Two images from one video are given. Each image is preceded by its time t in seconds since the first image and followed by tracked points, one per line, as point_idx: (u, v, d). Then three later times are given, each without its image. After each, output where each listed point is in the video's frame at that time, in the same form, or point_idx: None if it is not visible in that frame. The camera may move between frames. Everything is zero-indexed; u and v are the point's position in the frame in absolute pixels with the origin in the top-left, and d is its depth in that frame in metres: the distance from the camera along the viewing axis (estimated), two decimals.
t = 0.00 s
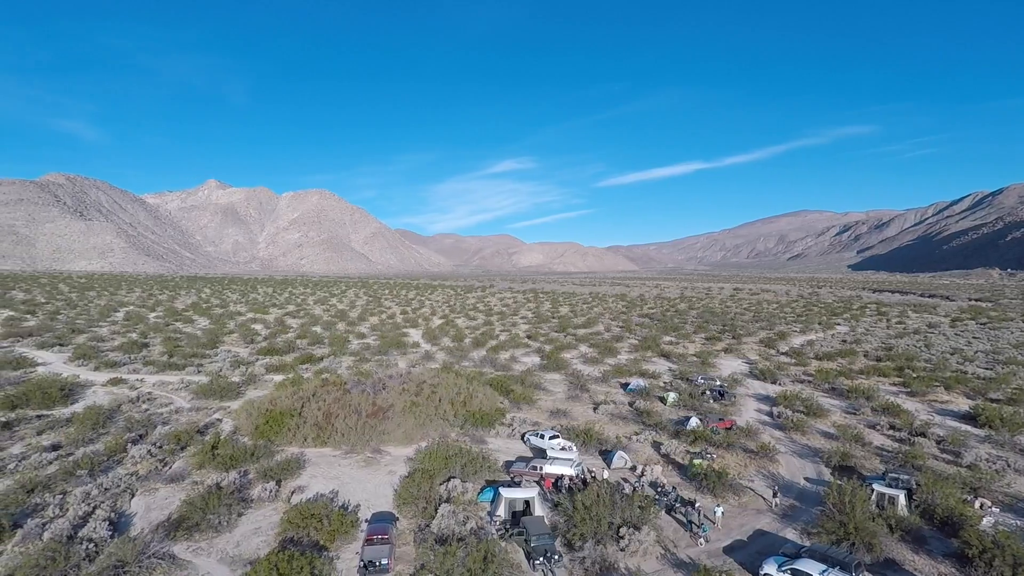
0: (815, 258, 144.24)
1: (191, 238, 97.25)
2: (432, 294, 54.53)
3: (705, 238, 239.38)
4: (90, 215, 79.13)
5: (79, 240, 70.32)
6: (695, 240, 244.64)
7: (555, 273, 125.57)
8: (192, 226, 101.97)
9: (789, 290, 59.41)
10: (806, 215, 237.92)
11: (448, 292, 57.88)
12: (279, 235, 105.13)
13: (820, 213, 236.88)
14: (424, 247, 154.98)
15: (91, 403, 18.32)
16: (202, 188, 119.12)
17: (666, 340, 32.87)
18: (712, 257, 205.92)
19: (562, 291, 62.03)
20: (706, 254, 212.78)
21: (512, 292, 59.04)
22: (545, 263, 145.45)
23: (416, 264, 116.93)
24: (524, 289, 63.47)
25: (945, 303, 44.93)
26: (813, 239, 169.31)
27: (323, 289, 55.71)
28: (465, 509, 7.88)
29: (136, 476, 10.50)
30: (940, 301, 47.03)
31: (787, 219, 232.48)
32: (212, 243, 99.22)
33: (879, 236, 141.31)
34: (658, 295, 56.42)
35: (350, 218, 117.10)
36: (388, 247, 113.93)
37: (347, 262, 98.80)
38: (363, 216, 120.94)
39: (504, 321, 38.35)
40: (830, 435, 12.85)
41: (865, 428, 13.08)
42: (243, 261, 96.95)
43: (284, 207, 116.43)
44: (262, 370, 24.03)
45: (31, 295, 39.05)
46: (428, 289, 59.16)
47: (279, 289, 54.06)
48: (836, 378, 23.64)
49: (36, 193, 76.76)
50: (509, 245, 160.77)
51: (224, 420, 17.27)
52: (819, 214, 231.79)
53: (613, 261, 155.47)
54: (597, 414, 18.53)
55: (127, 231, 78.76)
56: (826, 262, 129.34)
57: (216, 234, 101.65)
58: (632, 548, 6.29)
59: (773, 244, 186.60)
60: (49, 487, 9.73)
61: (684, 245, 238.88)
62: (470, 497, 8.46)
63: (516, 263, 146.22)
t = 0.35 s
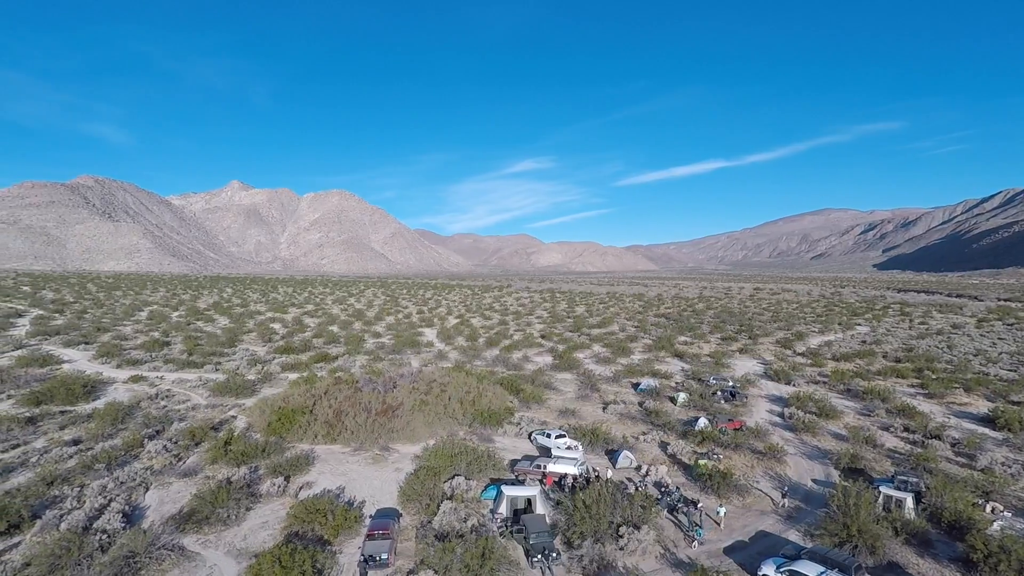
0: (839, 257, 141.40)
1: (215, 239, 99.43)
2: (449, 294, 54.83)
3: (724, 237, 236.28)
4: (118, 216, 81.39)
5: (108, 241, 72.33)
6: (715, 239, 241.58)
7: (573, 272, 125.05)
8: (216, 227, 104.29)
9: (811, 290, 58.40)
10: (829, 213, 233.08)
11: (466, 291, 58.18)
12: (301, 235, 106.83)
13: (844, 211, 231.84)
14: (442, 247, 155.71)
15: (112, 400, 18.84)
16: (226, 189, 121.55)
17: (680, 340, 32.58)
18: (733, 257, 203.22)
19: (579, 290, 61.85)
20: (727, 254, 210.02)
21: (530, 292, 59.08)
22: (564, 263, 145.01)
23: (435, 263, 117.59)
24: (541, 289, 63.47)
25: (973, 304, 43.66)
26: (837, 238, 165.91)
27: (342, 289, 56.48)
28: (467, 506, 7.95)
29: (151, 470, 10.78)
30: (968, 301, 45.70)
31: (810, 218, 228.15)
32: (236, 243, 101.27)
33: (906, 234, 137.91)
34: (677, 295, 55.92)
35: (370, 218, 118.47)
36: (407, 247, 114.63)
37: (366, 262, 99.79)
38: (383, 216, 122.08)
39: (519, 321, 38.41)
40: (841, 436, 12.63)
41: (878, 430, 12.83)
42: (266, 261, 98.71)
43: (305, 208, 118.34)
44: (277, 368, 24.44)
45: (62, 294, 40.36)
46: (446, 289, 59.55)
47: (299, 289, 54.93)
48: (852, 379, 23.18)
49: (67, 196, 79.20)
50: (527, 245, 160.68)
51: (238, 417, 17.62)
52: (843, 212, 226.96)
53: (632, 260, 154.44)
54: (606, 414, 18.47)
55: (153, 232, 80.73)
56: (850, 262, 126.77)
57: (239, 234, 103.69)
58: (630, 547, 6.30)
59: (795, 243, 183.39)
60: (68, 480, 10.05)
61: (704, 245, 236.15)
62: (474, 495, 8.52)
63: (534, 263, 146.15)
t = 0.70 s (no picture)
0: (864, 257, 138.46)
1: (239, 239, 101.49)
2: (466, 294, 55.17)
3: (745, 237, 232.99)
4: (145, 218, 83.55)
5: (135, 242, 74.26)
6: (735, 239, 238.32)
7: (591, 272, 124.45)
8: (240, 228, 106.62)
9: (834, 290, 57.39)
10: (854, 212, 228.11)
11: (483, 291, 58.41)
12: (322, 236, 108.35)
13: (868, 210, 226.59)
14: (460, 247, 156.27)
15: (132, 396, 19.34)
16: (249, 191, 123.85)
17: (695, 341, 32.29)
18: (754, 257, 200.31)
19: (596, 290, 61.65)
20: (748, 253, 207.06)
21: (547, 292, 59.02)
22: (582, 263, 144.43)
23: (453, 263, 118.12)
24: (558, 288, 63.46)
25: (1002, 305, 42.33)
26: (862, 237, 162.42)
27: (361, 288, 57.17)
28: (468, 503, 8.01)
29: (165, 464, 11.05)
30: (998, 302, 44.38)
31: (834, 217, 223.47)
32: (259, 243, 103.16)
33: (934, 233, 134.44)
34: (696, 295, 55.41)
35: (389, 218, 119.67)
36: (426, 247, 115.25)
37: (386, 262, 100.71)
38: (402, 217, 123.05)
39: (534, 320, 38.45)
40: (853, 439, 12.40)
41: (891, 432, 12.58)
42: (288, 261, 100.36)
43: (326, 209, 120.22)
44: (292, 366, 24.85)
45: (91, 294, 41.62)
46: (463, 288, 59.87)
47: (319, 288, 55.74)
48: (869, 381, 22.74)
49: (96, 198, 81.47)
50: (546, 245, 160.60)
51: (252, 414, 17.96)
52: (867, 211, 221.96)
53: (652, 260, 153.24)
54: (615, 414, 18.41)
55: (178, 233, 82.56)
56: (875, 262, 124.10)
57: (261, 234, 105.61)
58: (628, 545, 6.31)
59: (818, 242, 179.98)
60: (86, 473, 10.35)
61: (725, 245, 233.19)
62: (477, 492, 8.59)
63: (553, 263, 145.93)
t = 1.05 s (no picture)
0: (890, 257, 135.42)
1: (261, 239, 103.43)
2: (483, 294, 55.39)
3: (766, 236, 229.52)
4: (171, 219, 85.56)
5: (161, 242, 76.04)
6: (755, 238, 234.88)
7: (610, 271, 123.73)
8: (262, 228, 108.69)
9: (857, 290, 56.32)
10: (879, 211, 222.95)
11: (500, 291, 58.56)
12: (343, 236, 109.68)
13: (894, 209, 221.15)
14: (478, 247, 156.78)
15: (151, 393, 19.81)
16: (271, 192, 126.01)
17: (710, 341, 31.98)
18: (775, 257, 197.16)
19: (614, 290, 61.38)
20: (769, 254, 203.84)
21: (564, 292, 58.93)
22: (601, 263, 143.76)
23: (472, 263, 118.44)
24: (576, 288, 63.34)
25: None
26: (888, 237, 158.88)
27: (379, 288, 57.79)
28: (470, 500, 8.09)
29: (180, 459, 11.33)
30: None
31: (859, 216, 218.71)
32: (281, 244, 104.89)
33: (964, 233, 130.84)
34: (715, 295, 54.83)
35: (409, 219, 120.67)
36: (445, 247, 115.79)
37: (405, 262, 101.48)
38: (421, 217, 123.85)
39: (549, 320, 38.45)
40: (865, 441, 12.17)
41: (904, 435, 12.33)
42: (309, 261, 101.71)
43: (346, 209, 121.82)
44: (307, 364, 25.22)
45: (118, 293, 42.73)
46: (480, 288, 60.11)
47: (338, 288, 56.53)
48: (886, 382, 22.28)
49: (124, 199, 83.47)
50: (564, 245, 160.23)
51: (266, 411, 18.29)
52: (893, 210, 216.74)
53: (672, 259, 151.91)
54: (624, 414, 18.33)
55: (202, 233, 84.21)
56: (901, 262, 121.38)
57: (283, 235, 107.40)
58: (626, 545, 6.31)
59: (843, 242, 176.44)
60: (104, 467, 10.66)
61: (745, 245, 230.01)
62: (481, 490, 8.66)
63: (571, 263, 145.61)
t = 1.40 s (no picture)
0: (917, 256, 132.25)
1: (283, 240, 105.32)
2: (499, 294, 55.58)
3: (787, 236, 225.89)
4: (195, 219, 87.47)
5: (186, 242, 77.67)
6: (776, 238, 231.24)
7: (629, 271, 122.91)
8: (284, 228, 110.69)
9: (882, 290, 55.16)
10: (905, 210, 217.52)
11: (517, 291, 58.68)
12: (363, 236, 110.87)
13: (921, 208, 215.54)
14: (496, 247, 157.06)
15: (169, 390, 20.28)
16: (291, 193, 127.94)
17: (725, 342, 31.65)
18: (798, 257, 193.94)
19: (631, 291, 61.08)
20: (792, 253, 200.54)
21: (581, 291, 58.81)
22: (619, 263, 142.95)
23: (490, 263, 118.69)
24: (593, 288, 63.12)
25: None
26: (915, 236, 155.23)
27: (396, 288, 58.32)
28: (471, 498, 8.15)
29: (193, 455, 11.60)
30: None
31: (884, 215, 213.69)
32: (302, 244, 106.54)
33: (996, 232, 127.15)
34: (734, 295, 54.23)
35: (428, 219, 121.39)
36: (465, 247, 116.09)
37: (424, 262, 102.15)
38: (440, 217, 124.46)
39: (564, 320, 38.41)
40: (877, 443, 11.96)
41: (916, 438, 12.08)
42: (330, 261, 102.90)
43: (366, 210, 123.22)
44: (321, 363, 25.58)
45: (143, 292, 43.81)
46: (497, 288, 60.26)
47: (358, 288, 57.26)
48: (903, 384, 21.81)
49: (150, 201, 85.25)
50: (583, 245, 159.95)
51: (279, 409, 18.60)
52: (920, 209, 211.42)
53: (692, 260, 150.50)
54: (633, 414, 18.24)
55: (225, 234, 85.84)
56: (929, 262, 118.50)
57: (304, 235, 109.05)
58: (624, 543, 6.33)
59: (867, 242, 172.84)
60: (120, 461, 10.97)
61: (766, 245, 226.70)
62: (484, 488, 8.72)
63: (590, 263, 145.18)
